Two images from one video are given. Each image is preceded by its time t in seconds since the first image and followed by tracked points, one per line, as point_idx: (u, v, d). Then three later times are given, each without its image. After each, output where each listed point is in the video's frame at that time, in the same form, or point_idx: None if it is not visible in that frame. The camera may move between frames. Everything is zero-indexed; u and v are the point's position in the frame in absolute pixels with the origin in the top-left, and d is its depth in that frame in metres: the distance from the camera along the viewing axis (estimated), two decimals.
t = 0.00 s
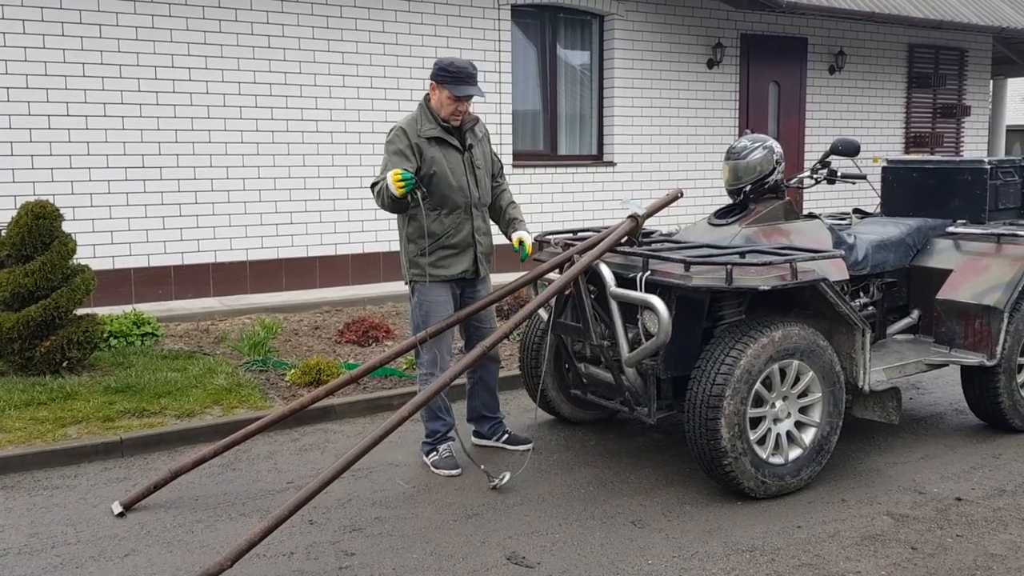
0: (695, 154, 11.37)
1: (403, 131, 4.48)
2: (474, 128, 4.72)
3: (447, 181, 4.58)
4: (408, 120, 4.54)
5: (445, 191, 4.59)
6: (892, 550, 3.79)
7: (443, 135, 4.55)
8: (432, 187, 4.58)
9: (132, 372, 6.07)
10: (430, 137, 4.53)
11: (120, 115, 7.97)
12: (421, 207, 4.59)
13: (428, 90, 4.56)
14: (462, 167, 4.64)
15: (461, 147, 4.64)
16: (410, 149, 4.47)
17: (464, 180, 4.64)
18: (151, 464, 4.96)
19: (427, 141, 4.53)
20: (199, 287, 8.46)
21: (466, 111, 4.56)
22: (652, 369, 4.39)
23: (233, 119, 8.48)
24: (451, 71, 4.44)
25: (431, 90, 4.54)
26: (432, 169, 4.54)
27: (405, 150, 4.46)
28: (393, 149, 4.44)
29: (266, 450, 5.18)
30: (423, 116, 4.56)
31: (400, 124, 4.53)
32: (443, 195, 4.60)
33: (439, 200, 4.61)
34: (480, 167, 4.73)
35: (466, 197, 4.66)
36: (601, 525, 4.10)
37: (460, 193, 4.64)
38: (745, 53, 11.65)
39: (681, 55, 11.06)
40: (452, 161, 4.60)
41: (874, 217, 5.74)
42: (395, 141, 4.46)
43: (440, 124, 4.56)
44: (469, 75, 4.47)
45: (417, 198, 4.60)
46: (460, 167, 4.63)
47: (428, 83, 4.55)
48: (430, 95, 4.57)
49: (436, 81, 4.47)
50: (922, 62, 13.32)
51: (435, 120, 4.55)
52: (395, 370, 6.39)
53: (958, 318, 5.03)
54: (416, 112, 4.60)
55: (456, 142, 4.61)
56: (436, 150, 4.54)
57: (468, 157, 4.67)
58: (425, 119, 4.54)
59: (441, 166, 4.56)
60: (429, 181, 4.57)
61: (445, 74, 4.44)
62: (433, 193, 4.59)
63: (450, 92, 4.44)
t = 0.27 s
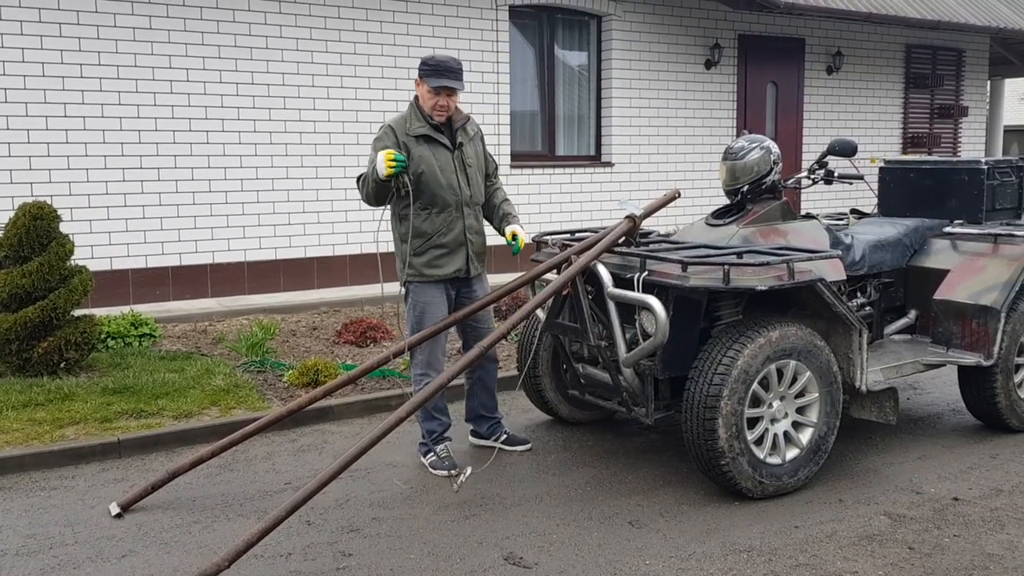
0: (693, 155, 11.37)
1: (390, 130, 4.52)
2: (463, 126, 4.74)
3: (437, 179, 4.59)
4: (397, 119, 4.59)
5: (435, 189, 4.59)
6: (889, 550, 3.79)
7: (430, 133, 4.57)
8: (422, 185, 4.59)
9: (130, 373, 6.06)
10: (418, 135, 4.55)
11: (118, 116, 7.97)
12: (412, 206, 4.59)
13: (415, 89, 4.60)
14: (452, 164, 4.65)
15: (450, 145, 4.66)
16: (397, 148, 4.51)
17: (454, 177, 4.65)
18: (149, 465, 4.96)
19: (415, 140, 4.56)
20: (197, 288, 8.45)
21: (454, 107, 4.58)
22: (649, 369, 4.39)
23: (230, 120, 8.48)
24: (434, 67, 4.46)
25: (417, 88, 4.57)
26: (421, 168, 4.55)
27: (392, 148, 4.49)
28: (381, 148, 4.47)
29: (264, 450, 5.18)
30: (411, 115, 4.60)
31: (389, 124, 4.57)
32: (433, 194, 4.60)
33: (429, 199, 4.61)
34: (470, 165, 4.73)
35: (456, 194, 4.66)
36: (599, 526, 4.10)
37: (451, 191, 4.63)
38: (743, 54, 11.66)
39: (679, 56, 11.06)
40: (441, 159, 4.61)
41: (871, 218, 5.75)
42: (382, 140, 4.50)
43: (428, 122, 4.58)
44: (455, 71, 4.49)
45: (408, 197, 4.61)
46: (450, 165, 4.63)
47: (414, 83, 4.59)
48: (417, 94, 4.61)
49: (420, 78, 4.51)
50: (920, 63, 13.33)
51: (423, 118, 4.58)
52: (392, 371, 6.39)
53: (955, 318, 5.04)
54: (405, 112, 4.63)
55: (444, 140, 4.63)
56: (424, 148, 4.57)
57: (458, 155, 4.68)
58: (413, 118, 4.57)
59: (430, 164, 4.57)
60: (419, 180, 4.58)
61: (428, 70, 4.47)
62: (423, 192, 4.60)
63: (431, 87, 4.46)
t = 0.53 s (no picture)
0: (683, 155, 11.39)
1: (374, 129, 4.55)
2: (449, 124, 4.73)
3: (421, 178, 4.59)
4: (381, 120, 4.61)
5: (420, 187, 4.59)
6: (878, 549, 3.80)
7: (414, 131, 4.58)
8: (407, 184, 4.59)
9: (118, 375, 6.04)
10: (402, 134, 4.56)
11: (106, 116, 7.94)
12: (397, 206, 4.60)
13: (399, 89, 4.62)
14: (436, 162, 4.64)
15: (435, 144, 4.66)
16: (381, 147, 4.53)
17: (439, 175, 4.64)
18: (137, 466, 4.94)
19: (399, 139, 4.57)
20: (186, 289, 8.43)
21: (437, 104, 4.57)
22: (639, 369, 4.40)
23: (219, 120, 8.45)
24: (414, 64, 4.46)
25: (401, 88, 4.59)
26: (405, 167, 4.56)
27: (376, 148, 4.51)
28: (365, 147, 4.50)
29: (253, 452, 5.17)
30: (396, 115, 4.61)
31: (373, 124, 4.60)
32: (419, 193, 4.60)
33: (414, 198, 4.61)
34: (457, 164, 4.71)
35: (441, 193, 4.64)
36: (589, 526, 4.11)
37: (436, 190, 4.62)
38: (732, 54, 11.69)
39: (668, 56, 11.08)
40: (425, 158, 4.61)
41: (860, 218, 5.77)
42: (367, 141, 4.52)
43: (412, 121, 4.59)
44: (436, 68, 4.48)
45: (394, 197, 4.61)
46: (435, 164, 4.63)
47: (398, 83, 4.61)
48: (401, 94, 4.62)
49: (402, 77, 4.52)
50: (908, 63, 13.39)
51: (407, 118, 4.59)
52: (382, 372, 6.38)
53: (943, 318, 5.06)
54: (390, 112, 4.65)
55: (429, 139, 4.63)
56: (408, 148, 4.57)
57: (443, 153, 4.67)
58: (397, 117, 4.59)
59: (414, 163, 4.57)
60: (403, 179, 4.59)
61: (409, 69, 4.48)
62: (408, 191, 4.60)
63: (415, 85, 4.47)
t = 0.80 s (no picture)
0: (670, 156, 11.42)
1: (360, 130, 4.54)
2: (433, 123, 4.73)
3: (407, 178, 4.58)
4: (366, 120, 4.60)
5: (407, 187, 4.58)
6: (864, 548, 3.82)
7: (400, 131, 4.57)
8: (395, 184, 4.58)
9: (104, 377, 6.00)
10: (387, 134, 4.56)
11: (91, 117, 7.89)
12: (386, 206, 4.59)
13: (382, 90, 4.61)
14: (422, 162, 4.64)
15: (420, 143, 4.66)
16: (366, 148, 4.52)
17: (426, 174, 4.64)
18: (123, 469, 4.90)
19: (384, 139, 4.56)
20: (172, 291, 8.38)
21: (422, 104, 4.58)
22: (626, 370, 4.40)
23: (205, 121, 8.41)
24: (397, 64, 4.47)
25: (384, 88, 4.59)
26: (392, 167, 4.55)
27: (363, 150, 4.50)
28: (352, 148, 4.49)
29: (239, 454, 5.15)
30: (380, 115, 4.61)
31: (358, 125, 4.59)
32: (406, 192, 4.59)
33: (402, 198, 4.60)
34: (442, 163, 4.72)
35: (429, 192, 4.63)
36: (576, 526, 4.11)
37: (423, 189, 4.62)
38: (719, 55, 11.72)
39: (655, 57, 11.11)
40: (411, 158, 4.61)
41: (845, 218, 5.79)
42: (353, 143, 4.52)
43: (397, 121, 4.59)
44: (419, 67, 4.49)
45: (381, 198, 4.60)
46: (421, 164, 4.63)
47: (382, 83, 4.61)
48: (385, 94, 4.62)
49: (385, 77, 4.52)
50: (893, 64, 13.46)
51: (392, 118, 4.59)
52: (370, 373, 6.36)
53: (928, 317, 5.09)
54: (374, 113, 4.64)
55: (415, 139, 4.63)
56: (394, 147, 4.57)
57: (428, 153, 4.67)
58: (382, 118, 4.58)
59: (401, 163, 4.56)
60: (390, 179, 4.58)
61: (392, 69, 4.49)
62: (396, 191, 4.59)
63: (402, 85, 4.48)
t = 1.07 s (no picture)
0: (657, 156, 11.44)
1: (349, 131, 4.51)
2: (420, 123, 4.73)
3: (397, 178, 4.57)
4: (354, 121, 4.58)
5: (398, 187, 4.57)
6: (850, 547, 3.83)
7: (389, 132, 4.56)
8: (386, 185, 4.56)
9: (89, 379, 5.96)
10: (377, 135, 4.54)
11: (76, 117, 7.84)
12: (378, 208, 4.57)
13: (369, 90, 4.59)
14: (412, 162, 4.64)
15: (409, 143, 4.65)
16: (356, 149, 4.49)
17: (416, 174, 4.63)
18: (108, 471, 4.87)
19: (374, 140, 4.54)
20: (158, 292, 8.34)
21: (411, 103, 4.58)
22: (613, 371, 4.40)
23: (192, 121, 8.37)
24: (383, 63, 4.46)
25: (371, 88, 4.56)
26: (383, 168, 4.54)
27: (354, 151, 4.47)
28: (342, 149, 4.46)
29: (226, 456, 5.12)
30: (368, 116, 4.58)
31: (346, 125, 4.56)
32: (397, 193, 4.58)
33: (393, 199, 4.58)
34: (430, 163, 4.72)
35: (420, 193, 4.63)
36: (563, 527, 4.10)
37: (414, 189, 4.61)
38: (706, 56, 11.75)
39: (642, 58, 11.12)
40: (401, 158, 4.60)
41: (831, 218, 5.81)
42: (343, 144, 4.48)
43: (386, 121, 4.57)
44: (406, 66, 4.49)
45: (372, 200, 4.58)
46: (410, 164, 4.62)
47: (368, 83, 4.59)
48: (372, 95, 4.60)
49: (372, 78, 4.50)
50: (879, 65, 13.52)
51: (380, 118, 4.57)
52: (357, 374, 6.34)
53: (913, 317, 5.12)
54: (362, 114, 4.62)
55: (404, 139, 4.62)
56: (384, 147, 4.55)
57: (417, 153, 4.67)
58: (370, 118, 4.56)
59: (392, 164, 4.55)
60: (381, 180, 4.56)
61: (380, 69, 4.47)
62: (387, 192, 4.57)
63: (390, 84, 4.47)
